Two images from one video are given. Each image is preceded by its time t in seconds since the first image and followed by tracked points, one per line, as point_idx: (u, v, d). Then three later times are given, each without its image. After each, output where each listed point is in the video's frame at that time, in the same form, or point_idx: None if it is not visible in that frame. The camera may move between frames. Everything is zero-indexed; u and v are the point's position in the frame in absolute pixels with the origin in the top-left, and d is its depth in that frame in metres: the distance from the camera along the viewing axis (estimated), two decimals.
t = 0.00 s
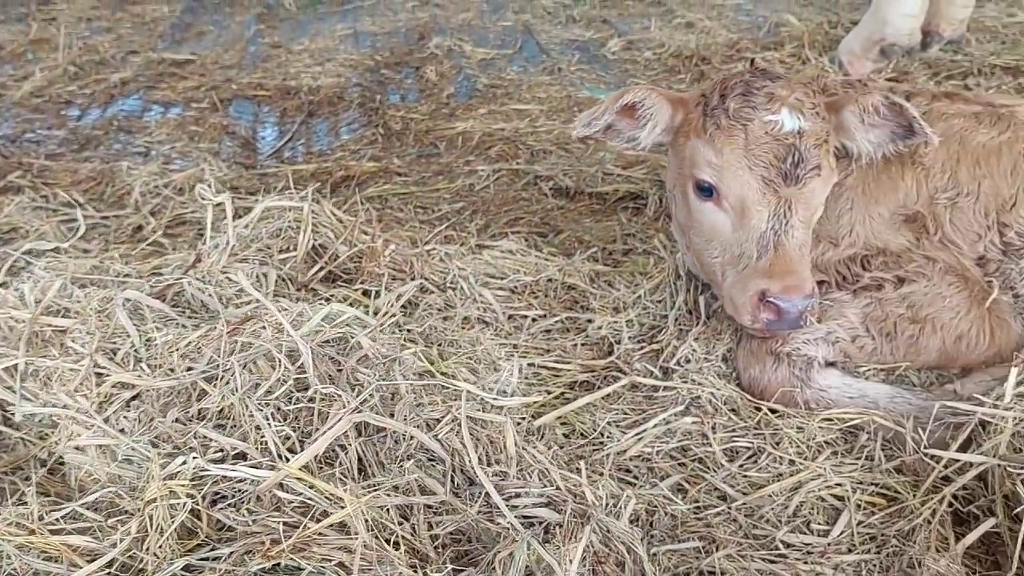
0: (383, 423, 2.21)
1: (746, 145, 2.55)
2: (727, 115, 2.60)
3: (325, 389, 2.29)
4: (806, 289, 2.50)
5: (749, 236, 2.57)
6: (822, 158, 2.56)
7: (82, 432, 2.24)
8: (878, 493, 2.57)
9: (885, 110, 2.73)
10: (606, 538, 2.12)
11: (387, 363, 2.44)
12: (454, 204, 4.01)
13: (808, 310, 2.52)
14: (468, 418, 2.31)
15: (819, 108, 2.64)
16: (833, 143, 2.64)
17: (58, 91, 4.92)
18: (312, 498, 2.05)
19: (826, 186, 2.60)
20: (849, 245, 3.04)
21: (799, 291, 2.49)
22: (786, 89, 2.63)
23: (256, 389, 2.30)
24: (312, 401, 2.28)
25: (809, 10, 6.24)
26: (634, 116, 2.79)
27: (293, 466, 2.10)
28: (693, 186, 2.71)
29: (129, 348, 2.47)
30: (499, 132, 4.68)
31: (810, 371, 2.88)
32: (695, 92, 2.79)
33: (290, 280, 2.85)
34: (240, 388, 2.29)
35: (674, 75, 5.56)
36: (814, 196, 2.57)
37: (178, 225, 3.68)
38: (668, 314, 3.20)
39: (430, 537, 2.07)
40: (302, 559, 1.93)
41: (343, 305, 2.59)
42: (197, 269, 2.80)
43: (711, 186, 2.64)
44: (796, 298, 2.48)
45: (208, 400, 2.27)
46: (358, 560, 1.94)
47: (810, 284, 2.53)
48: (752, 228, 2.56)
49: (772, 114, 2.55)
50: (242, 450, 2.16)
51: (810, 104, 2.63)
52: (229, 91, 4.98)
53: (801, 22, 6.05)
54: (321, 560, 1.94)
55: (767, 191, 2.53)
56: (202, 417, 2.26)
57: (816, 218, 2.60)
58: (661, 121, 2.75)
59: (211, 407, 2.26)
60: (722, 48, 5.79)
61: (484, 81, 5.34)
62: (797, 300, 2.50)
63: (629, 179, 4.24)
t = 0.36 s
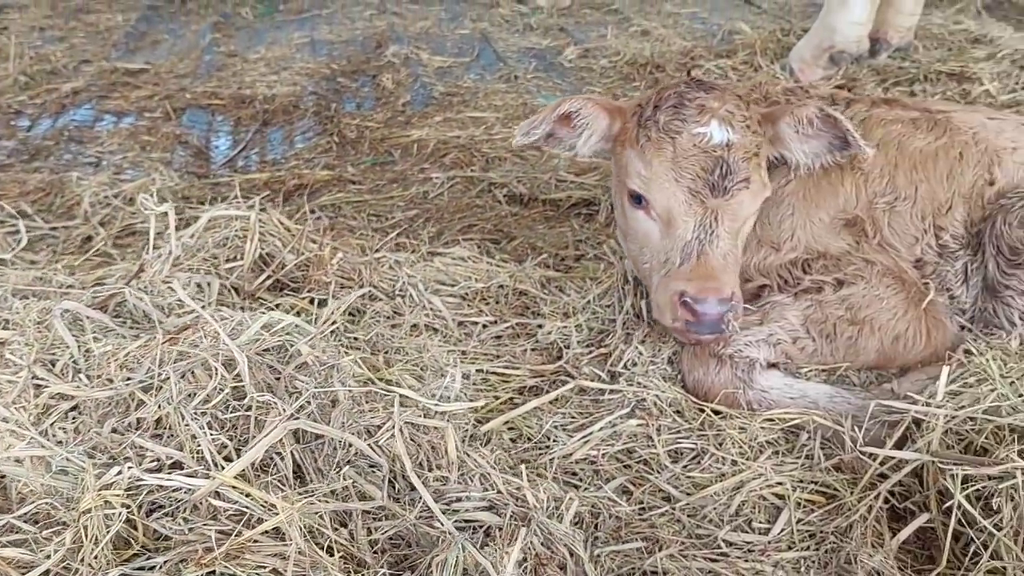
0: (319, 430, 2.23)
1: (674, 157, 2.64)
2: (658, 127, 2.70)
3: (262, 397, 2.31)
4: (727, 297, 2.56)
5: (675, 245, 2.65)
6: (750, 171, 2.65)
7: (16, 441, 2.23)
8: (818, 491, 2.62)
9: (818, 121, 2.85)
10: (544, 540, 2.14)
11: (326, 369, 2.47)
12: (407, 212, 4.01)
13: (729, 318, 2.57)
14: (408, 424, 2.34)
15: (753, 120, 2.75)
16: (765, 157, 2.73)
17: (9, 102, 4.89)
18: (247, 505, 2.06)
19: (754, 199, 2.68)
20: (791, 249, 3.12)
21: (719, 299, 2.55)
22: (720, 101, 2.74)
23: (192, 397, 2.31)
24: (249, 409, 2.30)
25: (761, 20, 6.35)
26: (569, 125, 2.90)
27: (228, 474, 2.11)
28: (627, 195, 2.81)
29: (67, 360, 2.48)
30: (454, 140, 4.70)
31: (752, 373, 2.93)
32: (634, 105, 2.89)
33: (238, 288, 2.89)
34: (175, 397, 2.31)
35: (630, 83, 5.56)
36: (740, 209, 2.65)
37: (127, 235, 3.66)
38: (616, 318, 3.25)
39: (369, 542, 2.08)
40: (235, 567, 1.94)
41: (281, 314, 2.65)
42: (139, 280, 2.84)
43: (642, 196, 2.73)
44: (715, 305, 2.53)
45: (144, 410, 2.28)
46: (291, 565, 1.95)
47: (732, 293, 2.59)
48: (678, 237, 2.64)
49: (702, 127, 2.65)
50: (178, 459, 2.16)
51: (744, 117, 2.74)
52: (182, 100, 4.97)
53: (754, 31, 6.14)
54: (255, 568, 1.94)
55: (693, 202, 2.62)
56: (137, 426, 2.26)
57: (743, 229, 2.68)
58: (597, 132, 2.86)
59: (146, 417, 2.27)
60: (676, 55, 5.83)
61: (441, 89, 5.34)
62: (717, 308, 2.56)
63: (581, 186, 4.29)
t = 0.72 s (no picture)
0: (265, 436, 2.26)
1: (603, 161, 2.83)
2: (591, 132, 2.90)
3: (208, 405, 2.33)
4: (645, 300, 2.74)
5: (602, 246, 2.84)
6: (676, 177, 2.82)
7: None
8: (768, 489, 2.66)
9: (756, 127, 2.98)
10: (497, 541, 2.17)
11: (275, 376, 2.50)
12: (369, 219, 4.03)
13: (647, 319, 2.75)
14: (359, 429, 2.38)
15: (687, 126, 2.91)
16: (695, 163, 2.89)
17: None
18: (192, 513, 2.07)
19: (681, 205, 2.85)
20: (741, 253, 3.18)
21: (637, 300, 2.73)
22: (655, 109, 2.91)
23: (139, 406, 2.33)
24: (195, 418, 2.32)
25: (722, 27, 6.43)
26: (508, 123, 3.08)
27: (173, 482, 2.12)
28: (566, 196, 3.01)
29: (16, 372, 2.48)
30: (416, 146, 4.71)
31: (704, 374, 2.99)
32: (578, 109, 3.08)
33: (193, 296, 2.92)
34: (122, 406, 2.32)
35: (593, 88, 5.60)
36: (665, 214, 2.83)
37: (85, 245, 3.64)
38: (573, 322, 3.28)
39: (318, 548, 2.10)
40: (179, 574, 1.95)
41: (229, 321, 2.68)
42: (90, 290, 2.85)
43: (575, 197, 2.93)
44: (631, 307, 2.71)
45: (91, 420, 2.29)
46: (236, 571, 1.97)
47: (651, 296, 2.77)
48: (604, 239, 2.83)
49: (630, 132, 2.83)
50: (124, 467, 2.17)
51: (678, 123, 2.90)
52: (143, 109, 4.96)
53: (714, 37, 6.22)
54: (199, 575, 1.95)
55: (619, 206, 2.81)
56: (84, 437, 2.27)
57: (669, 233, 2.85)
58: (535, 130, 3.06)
59: (94, 428, 2.28)
60: (637, 62, 5.87)
61: (404, 95, 5.34)
62: (635, 310, 2.74)
63: (542, 192, 4.33)
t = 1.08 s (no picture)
0: (211, 443, 2.28)
1: (534, 166, 3.01)
2: (526, 138, 3.09)
3: (154, 412, 2.35)
4: (563, 301, 2.86)
5: (532, 248, 3.01)
6: (603, 183, 2.98)
7: None
8: (721, 488, 2.70)
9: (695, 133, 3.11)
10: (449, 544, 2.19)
11: (224, 382, 2.53)
12: (331, 225, 4.03)
13: (566, 322, 2.86)
14: (311, 435, 2.42)
15: (621, 135, 3.07)
16: (626, 170, 3.04)
17: None
18: (138, 519, 2.08)
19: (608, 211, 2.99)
20: (696, 256, 3.24)
21: (555, 302, 2.86)
22: (593, 117, 3.09)
23: (86, 414, 2.35)
24: (143, 425, 2.34)
25: (688, 32, 6.49)
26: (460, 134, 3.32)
27: (119, 489, 2.13)
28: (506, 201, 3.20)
29: None
30: (381, 152, 4.72)
31: (660, 375, 3.02)
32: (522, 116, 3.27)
33: (150, 304, 2.98)
34: (69, 414, 2.34)
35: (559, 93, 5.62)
36: (591, 220, 2.98)
37: (44, 254, 3.62)
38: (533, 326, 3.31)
39: (267, 552, 2.11)
40: None
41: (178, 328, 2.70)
42: (44, 299, 2.87)
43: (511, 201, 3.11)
44: (547, 308, 2.84)
45: (38, 428, 2.30)
46: None
47: (571, 299, 2.89)
48: (532, 241, 3.00)
49: (561, 139, 3.02)
50: (70, 475, 2.18)
51: (612, 131, 3.07)
52: (106, 117, 4.95)
53: (679, 41, 6.28)
54: None
55: (546, 209, 2.98)
56: (32, 445, 2.27)
57: (595, 238, 3.00)
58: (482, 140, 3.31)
59: (41, 436, 2.28)
60: (603, 66, 5.89)
61: (370, 101, 5.34)
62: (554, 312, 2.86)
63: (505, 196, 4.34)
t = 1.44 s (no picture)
0: (167, 448, 2.28)
1: (460, 154, 3.21)
2: (462, 128, 3.29)
3: (111, 418, 2.35)
4: (463, 285, 3.02)
5: (451, 233, 3.20)
6: (520, 175, 3.12)
7: None
8: (684, 487, 2.72)
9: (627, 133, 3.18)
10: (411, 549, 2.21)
11: (182, 387, 2.53)
12: (299, 231, 4.03)
13: (463, 305, 3.02)
14: (271, 440, 2.42)
15: (550, 131, 3.20)
16: (549, 167, 3.16)
17: None
18: (94, 525, 2.09)
19: (522, 204, 3.13)
20: (658, 258, 3.30)
21: (456, 286, 3.02)
22: (531, 114, 3.24)
23: (43, 421, 2.34)
24: (99, 431, 2.34)
25: (658, 36, 6.55)
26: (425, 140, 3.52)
27: (74, 496, 2.13)
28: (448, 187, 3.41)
29: None
30: (351, 158, 4.72)
31: (623, 376, 3.06)
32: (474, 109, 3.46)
33: (112, 311, 2.99)
34: (25, 422, 2.33)
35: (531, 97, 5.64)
36: (504, 211, 3.11)
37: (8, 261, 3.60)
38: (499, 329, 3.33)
39: (226, 557, 2.13)
40: None
41: (137, 335, 2.70)
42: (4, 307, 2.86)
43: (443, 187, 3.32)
44: (445, 290, 3.01)
45: None
46: None
47: (473, 284, 3.05)
48: (452, 226, 3.19)
49: (488, 129, 3.18)
50: (26, 482, 2.17)
51: (542, 127, 3.20)
52: (74, 124, 4.93)
53: (649, 46, 6.33)
54: None
55: (465, 196, 3.16)
56: None
57: (509, 229, 3.13)
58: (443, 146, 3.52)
59: None
60: (573, 71, 5.92)
61: (340, 106, 5.33)
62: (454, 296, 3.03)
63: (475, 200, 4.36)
